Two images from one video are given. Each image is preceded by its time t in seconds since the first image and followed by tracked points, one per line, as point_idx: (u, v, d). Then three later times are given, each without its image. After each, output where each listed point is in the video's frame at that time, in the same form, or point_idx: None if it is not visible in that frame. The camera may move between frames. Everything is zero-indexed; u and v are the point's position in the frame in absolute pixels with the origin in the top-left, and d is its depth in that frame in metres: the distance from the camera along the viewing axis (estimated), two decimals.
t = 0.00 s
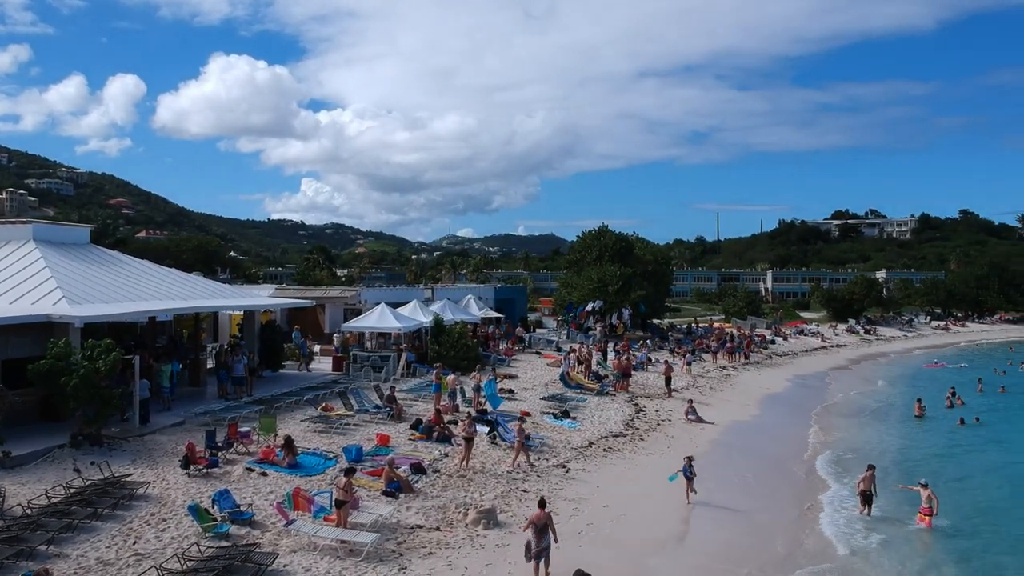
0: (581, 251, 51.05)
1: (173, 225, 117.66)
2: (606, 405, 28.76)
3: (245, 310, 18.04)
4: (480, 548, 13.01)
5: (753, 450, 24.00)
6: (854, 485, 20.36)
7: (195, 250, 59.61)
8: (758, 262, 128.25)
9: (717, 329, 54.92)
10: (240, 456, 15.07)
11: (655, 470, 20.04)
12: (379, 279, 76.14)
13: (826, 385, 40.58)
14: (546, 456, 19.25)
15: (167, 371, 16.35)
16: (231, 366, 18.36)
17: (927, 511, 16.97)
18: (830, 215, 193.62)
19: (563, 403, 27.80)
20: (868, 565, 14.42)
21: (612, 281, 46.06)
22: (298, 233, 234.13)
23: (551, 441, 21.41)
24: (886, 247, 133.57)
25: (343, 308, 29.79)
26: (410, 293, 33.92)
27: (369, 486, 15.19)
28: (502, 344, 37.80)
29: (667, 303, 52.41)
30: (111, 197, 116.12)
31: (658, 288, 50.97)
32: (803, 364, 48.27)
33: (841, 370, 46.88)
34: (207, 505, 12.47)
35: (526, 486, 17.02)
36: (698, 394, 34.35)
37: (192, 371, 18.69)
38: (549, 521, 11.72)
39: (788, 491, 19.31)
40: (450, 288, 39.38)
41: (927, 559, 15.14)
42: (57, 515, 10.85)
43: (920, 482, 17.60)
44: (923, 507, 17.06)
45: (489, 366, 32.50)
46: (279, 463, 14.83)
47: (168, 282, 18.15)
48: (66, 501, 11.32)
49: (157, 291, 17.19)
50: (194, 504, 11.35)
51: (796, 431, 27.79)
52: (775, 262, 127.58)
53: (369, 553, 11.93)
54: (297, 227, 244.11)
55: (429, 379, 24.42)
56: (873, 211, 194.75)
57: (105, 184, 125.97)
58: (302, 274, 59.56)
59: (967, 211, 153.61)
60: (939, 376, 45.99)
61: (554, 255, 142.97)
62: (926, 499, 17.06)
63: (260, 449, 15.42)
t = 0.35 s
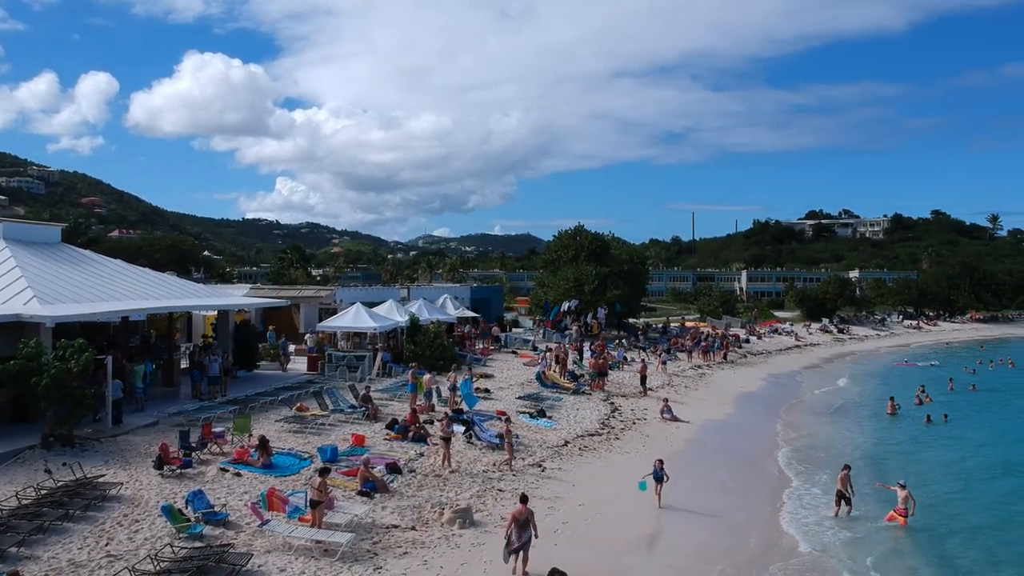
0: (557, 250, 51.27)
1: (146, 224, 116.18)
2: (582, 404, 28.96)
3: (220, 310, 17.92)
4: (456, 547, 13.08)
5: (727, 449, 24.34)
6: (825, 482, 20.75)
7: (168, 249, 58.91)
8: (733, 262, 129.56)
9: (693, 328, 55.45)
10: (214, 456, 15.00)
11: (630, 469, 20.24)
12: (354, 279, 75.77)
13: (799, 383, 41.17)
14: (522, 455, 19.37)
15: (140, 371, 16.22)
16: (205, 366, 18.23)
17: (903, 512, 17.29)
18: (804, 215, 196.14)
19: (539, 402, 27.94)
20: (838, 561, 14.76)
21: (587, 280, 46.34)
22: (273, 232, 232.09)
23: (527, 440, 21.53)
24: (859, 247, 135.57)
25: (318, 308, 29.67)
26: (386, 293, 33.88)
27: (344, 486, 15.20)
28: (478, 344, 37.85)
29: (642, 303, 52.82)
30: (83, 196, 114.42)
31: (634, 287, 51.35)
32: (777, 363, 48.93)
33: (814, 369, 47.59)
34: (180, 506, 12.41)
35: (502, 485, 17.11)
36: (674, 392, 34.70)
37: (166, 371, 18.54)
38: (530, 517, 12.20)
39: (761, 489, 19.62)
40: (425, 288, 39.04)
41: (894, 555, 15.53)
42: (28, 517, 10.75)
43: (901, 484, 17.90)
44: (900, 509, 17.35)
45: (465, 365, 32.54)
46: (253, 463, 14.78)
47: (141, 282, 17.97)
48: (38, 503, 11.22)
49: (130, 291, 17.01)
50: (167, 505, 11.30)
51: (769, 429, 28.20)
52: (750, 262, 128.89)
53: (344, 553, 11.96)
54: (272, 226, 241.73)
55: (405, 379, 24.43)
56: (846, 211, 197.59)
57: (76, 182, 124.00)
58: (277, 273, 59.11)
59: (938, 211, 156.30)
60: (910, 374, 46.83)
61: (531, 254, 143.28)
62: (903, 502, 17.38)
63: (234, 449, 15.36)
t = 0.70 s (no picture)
0: (533, 250, 51.46)
1: (118, 223, 114.44)
2: (557, 403, 29.14)
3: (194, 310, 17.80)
4: (431, 547, 13.17)
5: (700, 447, 24.64)
6: (795, 479, 21.15)
7: (141, 248, 58.16)
8: (708, 262, 130.76)
9: (668, 327, 55.94)
10: (187, 456, 14.93)
11: (605, 467, 20.45)
12: (329, 278, 75.30)
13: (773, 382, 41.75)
14: (498, 454, 19.49)
15: (112, 371, 16.08)
16: (178, 366, 18.10)
17: (875, 509, 17.66)
18: (778, 215, 198.42)
19: (515, 402, 28.08)
20: (808, 557, 15.10)
21: (563, 279, 46.59)
22: (246, 232, 229.72)
23: (502, 439, 21.64)
24: (832, 247, 137.46)
25: (293, 308, 29.51)
26: (361, 293, 33.81)
27: (319, 486, 15.21)
28: (454, 344, 37.87)
29: (618, 302, 53.17)
30: (53, 195, 112.41)
31: (609, 287, 51.69)
32: (752, 362, 49.51)
33: (787, 368, 48.23)
34: (153, 506, 12.36)
35: (477, 484, 17.21)
36: (649, 391, 35.04)
37: (138, 371, 18.38)
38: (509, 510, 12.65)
39: (734, 487, 19.95)
40: (400, 287, 38.80)
41: (861, 549, 15.93)
42: None
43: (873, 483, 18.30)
44: (872, 508, 17.72)
45: (440, 365, 32.57)
46: (227, 463, 14.73)
47: (114, 282, 17.81)
48: (8, 504, 11.13)
49: (103, 290, 16.86)
50: (140, 505, 11.25)
51: (742, 428, 28.60)
52: (725, 261, 130.09)
53: (318, 553, 11.99)
54: (245, 224, 239.14)
55: (380, 379, 24.42)
56: (819, 211, 200.18)
57: (45, 180, 121.85)
58: (251, 273, 58.57)
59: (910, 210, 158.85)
60: (882, 372, 47.65)
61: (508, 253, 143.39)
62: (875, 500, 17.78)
63: (207, 449, 15.29)
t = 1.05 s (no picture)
0: (509, 250, 51.58)
1: (90, 223, 112.75)
2: (533, 403, 29.29)
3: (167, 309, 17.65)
4: (406, 546, 13.24)
5: (674, 446, 24.93)
6: (767, 477, 21.51)
7: (113, 248, 57.37)
8: (684, 262, 131.85)
9: (644, 327, 56.35)
10: (160, 457, 14.84)
11: (580, 467, 20.63)
12: (305, 278, 74.82)
13: (748, 381, 42.24)
14: (474, 454, 19.59)
15: (84, 372, 15.91)
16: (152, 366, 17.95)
17: (843, 508, 17.99)
18: (753, 215, 200.56)
19: (491, 401, 28.18)
20: (780, 555, 15.38)
21: (539, 279, 46.77)
22: (220, 231, 227.29)
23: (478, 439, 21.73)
24: (806, 248, 139.29)
25: (267, 307, 29.33)
26: (336, 292, 33.69)
27: (294, 486, 15.20)
28: (430, 344, 37.86)
29: (594, 302, 53.47)
30: (22, 193, 110.43)
31: (585, 287, 51.98)
32: (727, 361, 50.07)
33: (761, 367, 48.83)
34: (126, 507, 12.29)
35: (453, 484, 17.29)
36: (624, 391, 35.34)
37: (111, 372, 18.19)
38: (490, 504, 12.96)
39: (707, 486, 20.21)
40: (376, 287, 38.57)
41: (829, 545, 16.27)
42: None
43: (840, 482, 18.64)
44: (841, 507, 18.06)
45: (416, 365, 32.56)
46: (201, 464, 14.66)
47: (86, 281, 17.62)
48: None
49: (75, 290, 16.66)
50: (112, 507, 11.19)
51: (715, 427, 28.98)
52: (701, 261, 131.23)
53: (293, 553, 12.02)
54: (219, 222, 236.43)
55: (356, 379, 24.39)
56: (793, 211, 202.64)
57: (14, 178, 119.68)
58: (226, 272, 58.03)
59: (883, 211, 161.38)
60: (854, 371, 48.43)
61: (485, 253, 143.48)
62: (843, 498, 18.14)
63: (181, 450, 15.20)
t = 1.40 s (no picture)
0: (483, 249, 51.64)
1: (58, 222, 110.82)
2: (507, 403, 29.43)
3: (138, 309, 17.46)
4: (379, 547, 13.29)
5: (646, 445, 25.23)
6: (737, 476, 21.88)
7: (82, 247, 56.46)
8: (658, 261, 132.90)
9: (618, 326, 56.78)
10: (130, 458, 14.73)
11: (553, 466, 20.82)
12: (278, 277, 74.25)
13: (720, 380, 42.79)
14: (447, 455, 19.68)
15: (52, 372, 15.70)
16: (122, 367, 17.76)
17: (809, 500, 18.36)
18: (727, 215, 202.88)
19: (465, 401, 28.27)
20: (749, 553, 15.65)
21: (513, 279, 46.92)
22: (191, 230, 224.38)
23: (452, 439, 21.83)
24: (779, 248, 141.19)
25: (239, 307, 29.09)
26: (308, 292, 33.54)
27: (265, 487, 15.17)
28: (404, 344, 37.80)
29: (568, 301, 53.74)
30: None
31: (559, 286, 52.23)
32: (700, 361, 50.65)
33: (734, 366, 49.44)
34: (94, 509, 12.19)
35: (426, 484, 17.38)
36: (598, 390, 35.61)
37: (80, 372, 17.97)
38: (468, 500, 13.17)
39: (679, 485, 20.50)
40: (350, 287, 38.35)
41: (797, 542, 16.58)
42: None
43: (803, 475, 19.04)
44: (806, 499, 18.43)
45: (390, 365, 32.51)
46: (171, 464, 14.58)
47: (54, 281, 17.38)
48: None
49: (42, 290, 16.42)
50: (80, 509, 11.08)
51: (686, 425, 29.36)
52: (675, 261, 132.33)
53: (264, 555, 12.01)
54: (191, 221, 233.42)
55: (329, 379, 24.32)
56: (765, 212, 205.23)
57: None
58: (197, 272, 57.38)
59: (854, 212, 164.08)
60: (824, 370, 49.21)
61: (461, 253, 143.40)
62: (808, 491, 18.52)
63: (151, 451, 15.09)
